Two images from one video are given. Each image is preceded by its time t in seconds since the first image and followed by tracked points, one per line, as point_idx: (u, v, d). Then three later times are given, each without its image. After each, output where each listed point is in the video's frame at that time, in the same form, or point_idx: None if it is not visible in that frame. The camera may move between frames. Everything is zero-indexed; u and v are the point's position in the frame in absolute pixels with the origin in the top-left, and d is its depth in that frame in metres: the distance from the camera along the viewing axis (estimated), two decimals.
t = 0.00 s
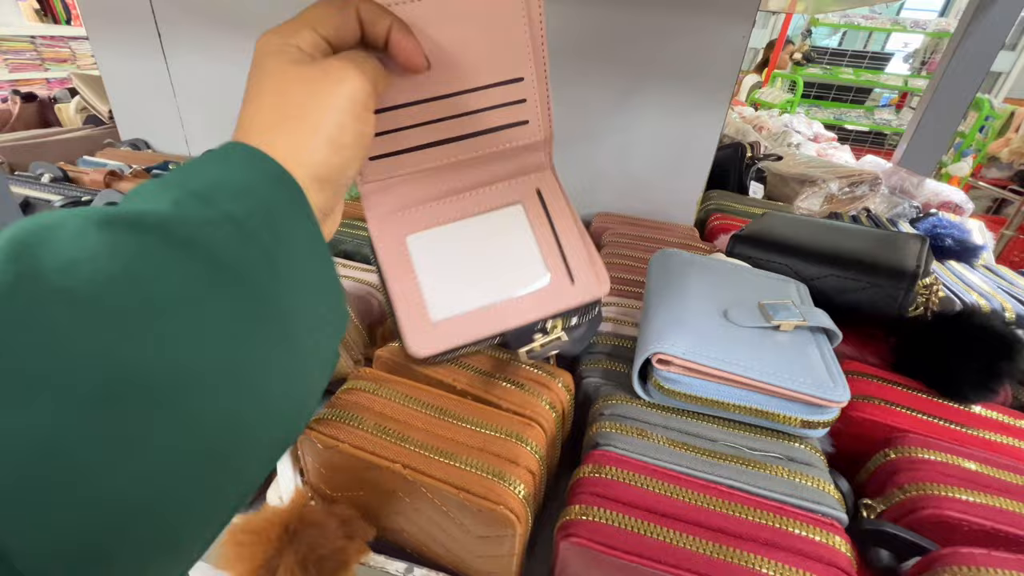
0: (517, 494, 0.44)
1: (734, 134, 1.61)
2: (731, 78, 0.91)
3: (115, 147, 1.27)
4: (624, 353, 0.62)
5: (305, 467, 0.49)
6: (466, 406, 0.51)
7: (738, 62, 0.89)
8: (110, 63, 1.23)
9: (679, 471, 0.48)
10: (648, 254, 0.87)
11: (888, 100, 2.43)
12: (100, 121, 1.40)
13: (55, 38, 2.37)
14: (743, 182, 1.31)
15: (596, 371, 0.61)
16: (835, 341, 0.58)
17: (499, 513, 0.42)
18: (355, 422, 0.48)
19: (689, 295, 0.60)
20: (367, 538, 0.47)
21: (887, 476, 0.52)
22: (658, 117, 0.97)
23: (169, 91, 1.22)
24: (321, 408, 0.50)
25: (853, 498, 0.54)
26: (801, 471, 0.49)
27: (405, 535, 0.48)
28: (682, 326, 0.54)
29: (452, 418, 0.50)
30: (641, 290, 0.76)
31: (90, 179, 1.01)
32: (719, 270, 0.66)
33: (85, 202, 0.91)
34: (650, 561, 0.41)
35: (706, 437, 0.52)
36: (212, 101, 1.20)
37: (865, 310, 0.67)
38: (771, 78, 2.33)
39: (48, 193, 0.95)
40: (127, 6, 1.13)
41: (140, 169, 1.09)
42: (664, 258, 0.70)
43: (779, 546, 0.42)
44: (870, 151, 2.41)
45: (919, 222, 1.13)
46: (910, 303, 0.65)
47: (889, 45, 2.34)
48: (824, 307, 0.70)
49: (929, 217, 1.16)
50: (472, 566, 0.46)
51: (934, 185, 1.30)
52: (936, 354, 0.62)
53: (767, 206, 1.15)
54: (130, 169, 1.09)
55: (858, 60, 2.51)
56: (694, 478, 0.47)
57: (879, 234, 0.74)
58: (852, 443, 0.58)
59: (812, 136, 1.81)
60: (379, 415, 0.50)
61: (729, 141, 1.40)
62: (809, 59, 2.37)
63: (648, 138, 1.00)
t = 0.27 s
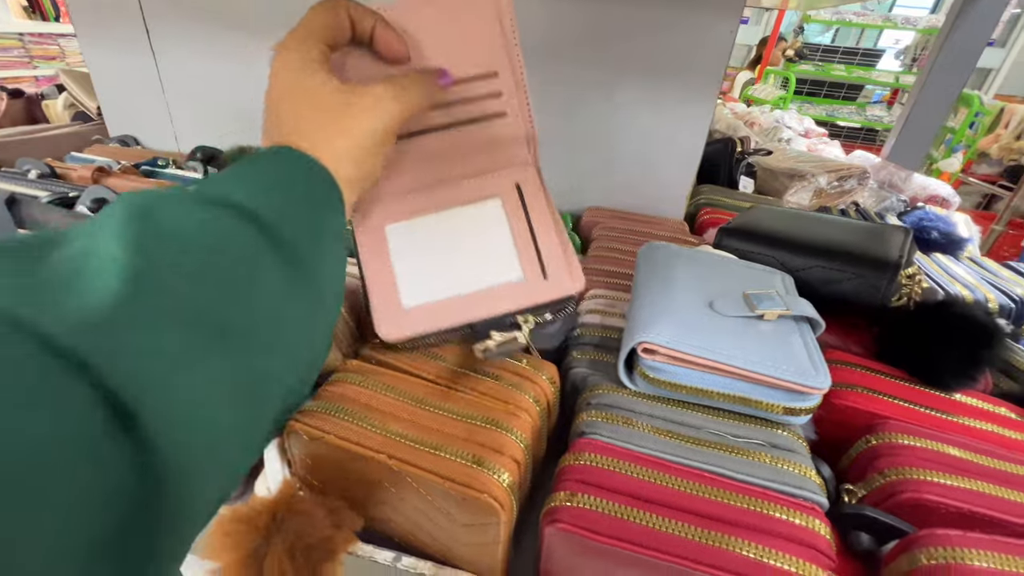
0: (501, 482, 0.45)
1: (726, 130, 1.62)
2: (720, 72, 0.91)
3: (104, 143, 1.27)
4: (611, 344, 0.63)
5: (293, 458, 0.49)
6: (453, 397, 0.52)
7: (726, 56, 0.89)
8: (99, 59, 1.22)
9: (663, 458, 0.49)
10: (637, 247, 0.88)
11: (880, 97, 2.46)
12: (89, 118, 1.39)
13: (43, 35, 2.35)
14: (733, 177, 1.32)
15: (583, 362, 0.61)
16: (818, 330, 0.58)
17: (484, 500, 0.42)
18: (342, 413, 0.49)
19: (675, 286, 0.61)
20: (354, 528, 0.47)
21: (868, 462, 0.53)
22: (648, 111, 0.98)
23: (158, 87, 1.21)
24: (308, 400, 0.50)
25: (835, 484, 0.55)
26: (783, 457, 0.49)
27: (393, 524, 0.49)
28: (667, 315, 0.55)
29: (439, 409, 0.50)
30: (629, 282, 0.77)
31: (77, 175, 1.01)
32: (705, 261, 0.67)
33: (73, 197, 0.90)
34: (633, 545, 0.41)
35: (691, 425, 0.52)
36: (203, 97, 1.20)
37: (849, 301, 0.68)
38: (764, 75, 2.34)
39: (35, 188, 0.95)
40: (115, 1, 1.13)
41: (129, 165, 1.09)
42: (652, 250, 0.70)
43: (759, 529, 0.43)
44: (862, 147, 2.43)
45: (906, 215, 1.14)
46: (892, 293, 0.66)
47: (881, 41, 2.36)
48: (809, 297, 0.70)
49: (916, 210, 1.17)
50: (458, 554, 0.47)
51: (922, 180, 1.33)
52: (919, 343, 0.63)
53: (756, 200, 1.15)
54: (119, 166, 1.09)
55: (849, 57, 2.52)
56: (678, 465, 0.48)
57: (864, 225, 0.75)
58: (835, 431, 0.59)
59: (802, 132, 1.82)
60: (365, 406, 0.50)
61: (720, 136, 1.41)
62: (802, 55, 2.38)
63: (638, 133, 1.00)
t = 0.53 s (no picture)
0: (481, 481, 0.44)
1: (718, 126, 1.61)
2: (708, 69, 0.91)
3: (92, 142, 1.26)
4: (595, 342, 0.63)
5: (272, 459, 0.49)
6: (435, 395, 0.52)
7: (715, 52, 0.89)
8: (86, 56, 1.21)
9: (645, 455, 0.48)
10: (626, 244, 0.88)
11: (875, 94, 2.46)
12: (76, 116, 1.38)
13: (34, 33, 2.33)
14: (724, 173, 1.32)
15: (567, 360, 0.61)
16: (802, 327, 0.58)
17: (462, 500, 0.42)
18: (321, 413, 0.48)
19: (660, 283, 0.60)
20: (335, 528, 0.47)
21: (851, 458, 0.53)
22: (637, 108, 0.97)
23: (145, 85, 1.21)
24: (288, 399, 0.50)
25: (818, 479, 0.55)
26: (765, 454, 0.49)
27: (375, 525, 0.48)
28: (649, 312, 0.55)
29: (421, 407, 0.50)
30: (616, 279, 0.77)
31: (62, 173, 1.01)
32: (690, 257, 0.67)
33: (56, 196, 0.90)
34: (612, 543, 0.41)
35: (674, 422, 0.52)
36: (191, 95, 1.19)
37: (835, 297, 0.68)
38: (759, 71, 2.34)
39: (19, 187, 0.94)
40: None
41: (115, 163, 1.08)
42: (638, 246, 0.70)
43: (739, 527, 0.42)
44: (856, 144, 2.43)
45: (896, 211, 1.14)
46: (877, 289, 0.66)
47: (875, 38, 2.36)
48: (795, 293, 0.70)
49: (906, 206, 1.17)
50: (438, 554, 0.46)
51: (912, 174, 1.32)
52: (905, 339, 0.63)
53: (747, 196, 1.15)
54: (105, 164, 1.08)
55: (844, 54, 2.51)
56: (659, 463, 0.48)
57: (850, 221, 0.75)
58: (818, 427, 0.59)
59: (795, 129, 1.82)
60: (345, 404, 0.50)
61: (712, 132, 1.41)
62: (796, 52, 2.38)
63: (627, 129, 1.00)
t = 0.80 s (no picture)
0: (478, 484, 0.44)
1: (717, 123, 1.61)
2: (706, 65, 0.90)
3: (85, 140, 1.25)
4: (594, 341, 0.62)
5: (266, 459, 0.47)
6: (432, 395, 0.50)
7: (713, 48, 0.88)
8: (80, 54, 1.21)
9: (643, 456, 0.48)
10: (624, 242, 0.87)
11: (874, 90, 2.45)
12: (71, 114, 1.38)
13: (30, 32, 2.32)
14: (723, 170, 1.31)
15: (565, 360, 0.61)
16: (802, 325, 0.58)
17: (460, 503, 0.42)
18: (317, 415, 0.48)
19: (658, 281, 0.60)
20: (330, 532, 0.47)
21: (851, 458, 0.52)
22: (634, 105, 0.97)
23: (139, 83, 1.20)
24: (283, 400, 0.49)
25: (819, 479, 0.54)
26: (765, 454, 0.49)
27: (370, 527, 0.48)
28: (648, 311, 0.54)
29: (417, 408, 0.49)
30: (614, 277, 0.76)
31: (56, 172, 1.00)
32: (689, 255, 0.66)
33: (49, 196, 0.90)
34: (610, 547, 0.41)
35: (673, 422, 0.52)
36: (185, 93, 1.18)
37: (835, 294, 0.68)
38: (757, 68, 2.33)
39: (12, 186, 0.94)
40: None
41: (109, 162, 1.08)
42: (637, 244, 0.69)
43: (739, 529, 0.42)
44: (855, 140, 2.42)
45: (896, 207, 1.14)
46: (878, 286, 0.65)
47: (874, 33, 2.35)
48: (794, 291, 0.70)
49: (905, 202, 1.16)
50: (436, 556, 0.46)
51: (911, 171, 1.32)
52: (906, 336, 0.62)
53: (745, 193, 1.15)
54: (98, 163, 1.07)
55: (843, 49, 2.50)
56: (658, 464, 0.47)
57: (850, 218, 0.74)
58: (818, 425, 0.58)
59: (794, 125, 1.82)
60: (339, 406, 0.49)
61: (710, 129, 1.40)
62: (795, 48, 2.37)
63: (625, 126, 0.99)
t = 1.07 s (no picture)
0: (488, 489, 0.43)
1: (720, 120, 1.59)
2: (712, 61, 0.89)
3: (84, 140, 1.25)
4: (602, 342, 0.61)
5: (272, 466, 0.47)
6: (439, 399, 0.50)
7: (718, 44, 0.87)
8: (79, 53, 1.20)
9: (655, 461, 0.47)
10: (629, 241, 0.86)
11: (875, 86, 2.42)
12: (70, 114, 1.37)
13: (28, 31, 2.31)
14: (727, 168, 1.30)
15: (573, 361, 0.60)
16: (815, 325, 0.56)
17: (470, 510, 0.41)
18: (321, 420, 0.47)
19: (667, 282, 0.59)
20: (336, 539, 0.46)
21: (866, 461, 0.51)
22: (638, 102, 0.96)
23: (138, 82, 1.19)
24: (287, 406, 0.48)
25: (833, 484, 0.53)
26: (779, 458, 0.48)
27: (377, 533, 0.47)
28: (658, 312, 0.53)
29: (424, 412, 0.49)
30: (620, 279, 0.74)
31: (54, 172, 1.00)
32: (697, 255, 0.65)
33: (48, 197, 0.89)
34: (623, 554, 0.40)
35: (684, 425, 0.51)
36: (185, 92, 1.18)
37: (846, 294, 0.66)
38: (759, 64, 2.31)
39: (11, 187, 0.93)
40: None
41: (108, 162, 1.07)
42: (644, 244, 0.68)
43: (755, 535, 0.41)
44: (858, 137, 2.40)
45: (904, 205, 1.12)
46: (891, 286, 0.64)
47: (876, 29, 2.33)
48: (805, 291, 0.69)
49: (912, 200, 1.15)
50: (446, 563, 0.45)
51: (919, 167, 1.29)
52: (918, 337, 0.61)
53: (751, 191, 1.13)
54: (97, 163, 1.06)
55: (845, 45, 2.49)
56: (670, 468, 0.46)
57: (861, 216, 0.73)
58: (832, 428, 0.57)
59: (798, 122, 1.80)
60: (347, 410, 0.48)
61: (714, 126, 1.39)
62: (798, 44, 2.35)
63: (629, 124, 0.98)
